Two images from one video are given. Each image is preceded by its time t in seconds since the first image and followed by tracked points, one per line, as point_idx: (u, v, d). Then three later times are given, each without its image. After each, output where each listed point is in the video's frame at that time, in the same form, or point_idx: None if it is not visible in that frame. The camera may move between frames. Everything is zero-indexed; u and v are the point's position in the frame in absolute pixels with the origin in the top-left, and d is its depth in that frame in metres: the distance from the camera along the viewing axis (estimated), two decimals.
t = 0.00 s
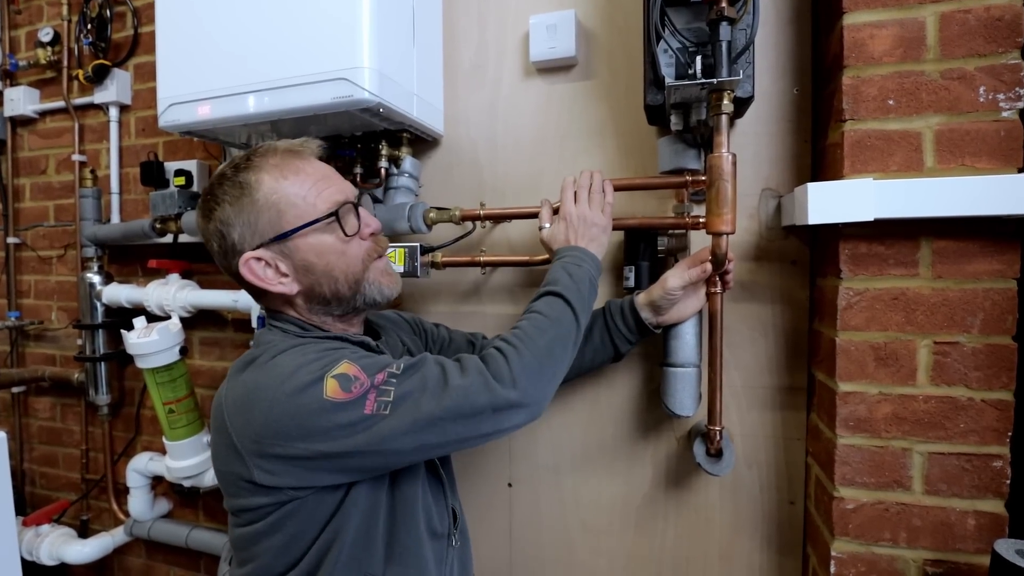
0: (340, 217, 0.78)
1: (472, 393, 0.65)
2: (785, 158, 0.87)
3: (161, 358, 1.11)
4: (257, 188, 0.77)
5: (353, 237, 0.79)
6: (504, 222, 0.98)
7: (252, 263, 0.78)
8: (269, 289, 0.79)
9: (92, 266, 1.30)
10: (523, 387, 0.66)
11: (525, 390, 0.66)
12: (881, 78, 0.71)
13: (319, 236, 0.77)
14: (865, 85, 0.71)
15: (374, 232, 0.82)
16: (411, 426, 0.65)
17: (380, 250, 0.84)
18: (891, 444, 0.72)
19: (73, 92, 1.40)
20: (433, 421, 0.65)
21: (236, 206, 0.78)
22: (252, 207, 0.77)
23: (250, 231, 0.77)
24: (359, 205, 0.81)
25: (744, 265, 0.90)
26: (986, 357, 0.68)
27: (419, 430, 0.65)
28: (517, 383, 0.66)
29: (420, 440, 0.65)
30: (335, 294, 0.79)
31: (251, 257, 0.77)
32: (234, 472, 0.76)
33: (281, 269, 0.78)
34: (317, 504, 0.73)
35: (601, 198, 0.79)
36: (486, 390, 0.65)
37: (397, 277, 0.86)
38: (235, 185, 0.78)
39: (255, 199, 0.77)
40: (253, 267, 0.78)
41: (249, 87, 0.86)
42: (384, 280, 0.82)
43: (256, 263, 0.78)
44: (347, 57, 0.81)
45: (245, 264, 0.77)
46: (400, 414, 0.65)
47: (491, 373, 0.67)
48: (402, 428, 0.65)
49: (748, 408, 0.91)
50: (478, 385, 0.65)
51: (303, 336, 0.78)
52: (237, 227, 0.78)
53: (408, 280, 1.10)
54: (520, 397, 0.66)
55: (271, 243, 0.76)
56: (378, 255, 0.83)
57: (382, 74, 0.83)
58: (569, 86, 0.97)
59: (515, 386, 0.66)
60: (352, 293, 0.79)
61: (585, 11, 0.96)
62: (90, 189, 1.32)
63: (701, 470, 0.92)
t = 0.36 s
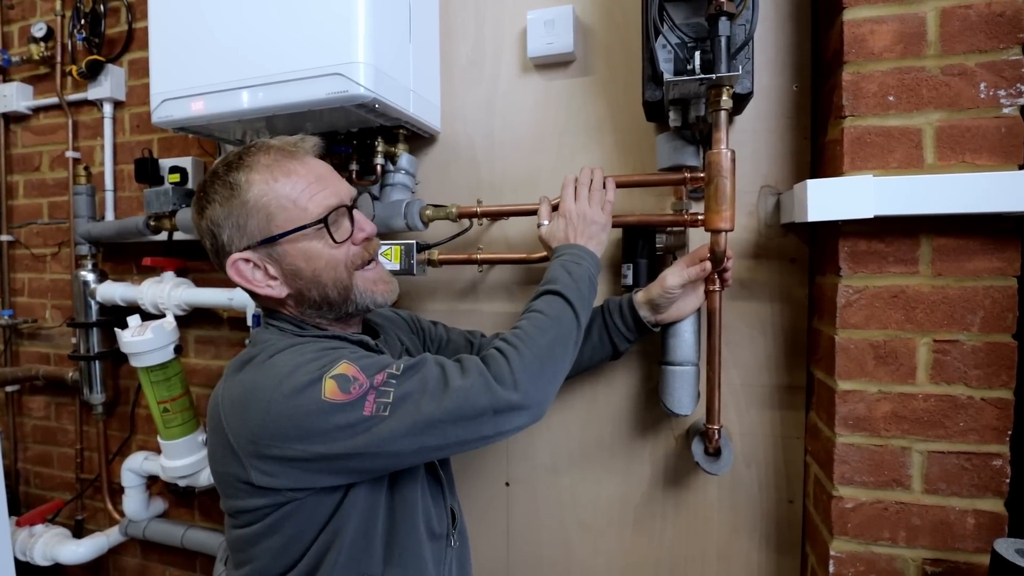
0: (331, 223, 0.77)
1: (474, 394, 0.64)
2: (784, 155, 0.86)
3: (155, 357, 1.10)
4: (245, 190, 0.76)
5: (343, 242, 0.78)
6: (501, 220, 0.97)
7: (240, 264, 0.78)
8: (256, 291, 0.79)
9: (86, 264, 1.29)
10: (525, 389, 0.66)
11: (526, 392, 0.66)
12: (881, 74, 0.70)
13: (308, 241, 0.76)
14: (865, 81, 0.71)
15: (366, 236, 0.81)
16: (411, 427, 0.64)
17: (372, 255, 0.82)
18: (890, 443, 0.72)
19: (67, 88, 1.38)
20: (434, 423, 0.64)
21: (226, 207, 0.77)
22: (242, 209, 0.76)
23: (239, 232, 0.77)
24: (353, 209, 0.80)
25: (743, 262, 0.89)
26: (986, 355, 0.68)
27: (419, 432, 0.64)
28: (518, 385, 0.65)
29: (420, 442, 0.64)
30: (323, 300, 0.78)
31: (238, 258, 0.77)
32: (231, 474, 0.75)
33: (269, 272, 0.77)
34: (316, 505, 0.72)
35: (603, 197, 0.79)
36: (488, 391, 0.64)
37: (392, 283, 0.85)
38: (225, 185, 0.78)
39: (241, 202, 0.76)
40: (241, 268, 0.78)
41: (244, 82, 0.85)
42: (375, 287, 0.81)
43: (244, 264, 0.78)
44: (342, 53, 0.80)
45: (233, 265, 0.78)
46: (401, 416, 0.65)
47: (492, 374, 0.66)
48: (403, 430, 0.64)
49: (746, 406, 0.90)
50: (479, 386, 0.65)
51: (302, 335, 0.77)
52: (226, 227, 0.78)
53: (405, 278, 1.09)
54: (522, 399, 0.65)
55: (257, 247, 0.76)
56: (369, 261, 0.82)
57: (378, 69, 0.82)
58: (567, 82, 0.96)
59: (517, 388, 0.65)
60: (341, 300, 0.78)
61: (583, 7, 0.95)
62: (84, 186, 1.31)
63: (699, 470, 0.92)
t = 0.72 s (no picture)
0: (340, 207, 0.78)
1: (468, 394, 0.63)
2: (781, 152, 0.86)
3: (144, 356, 1.08)
4: (257, 173, 0.73)
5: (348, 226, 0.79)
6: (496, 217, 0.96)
7: (252, 254, 0.74)
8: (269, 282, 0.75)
9: (75, 262, 1.27)
10: (521, 389, 0.65)
11: (522, 391, 0.65)
12: (879, 70, 0.69)
13: (324, 224, 0.76)
14: (863, 76, 0.70)
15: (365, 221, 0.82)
16: (405, 429, 0.63)
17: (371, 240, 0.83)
18: (887, 443, 0.71)
19: (57, 83, 1.37)
20: (428, 424, 0.63)
21: (232, 193, 0.73)
22: (254, 194, 0.73)
23: (248, 220, 0.73)
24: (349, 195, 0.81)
25: (740, 260, 0.89)
26: (984, 354, 0.67)
27: (414, 433, 0.63)
28: (513, 385, 0.64)
29: (414, 443, 0.63)
30: (337, 286, 0.77)
31: (251, 248, 0.73)
32: (220, 478, 0.73)
33: (284, 260, 0.75)
34: (307, 508, 0.71)
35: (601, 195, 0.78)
36: (483, 391, 0.64)
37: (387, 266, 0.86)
38: (230, 173, 0.74)
39: (256, 185, 0.73)
40: (253, 258, 0.74)
41: (233, 76, 0.84)
42: (380, 268, 0.82)
43: (256, 255, 0.74)
44: (334, 47, 0.79)
45: (247, 255, 0.73)
46: (394, 417, 0.63)
47: (487, 374, 0.65)
48: (396, 432, 0.63)
49: (742, 405, 0.90)
50: (474, 386, 0.64)
51: (290, 334, 0.75)
52: (234, 217, 0.74)
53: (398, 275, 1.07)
54: (517, 399, 0.65)
55: (274, 232, 0.73)
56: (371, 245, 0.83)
57: (370, 64, 0.81)
58: (562, 78, 0.95)
59: (512, 387, 0.64)
60: (354, 283, 0.78)
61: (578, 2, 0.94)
62: (72, 182, 1.29)
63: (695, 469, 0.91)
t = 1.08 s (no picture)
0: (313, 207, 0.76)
1: (439, 427, 0.60)
2: (781, 149, 0.84)
3: (138, 355, 1.07)
4: (225, 165, 0.72)
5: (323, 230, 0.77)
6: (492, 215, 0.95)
7: (213, 250, 0.72)
8: (231, 280, 0.73)
9: (69, 261, 1.26)
10: (494, 421, 0.61)
11: (496, 423, 0.61)
12: (882, 65, 0.68)
13: (290, 226, 0.74)
14: (866, 71, 0.69)
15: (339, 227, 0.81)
16: (368, 461, 0.60)
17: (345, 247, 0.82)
18: (889, 444, 0.70)
19: (50, 80, 1.35)
20: (393, 457, 0.60)
21: (198, 184, 0.72)
22: (218, 186, 0.71)
23: (213, 212, 0.72)
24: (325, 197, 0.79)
25: (740, 259, 0.87)
26: (988, 354, 0.66)
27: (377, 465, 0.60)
28: (487, 417, 0.61)
29: (379, 475, 0.61)
30: (303, 290, 0.75)
31: (212, 243, 0.71)
32: (186, 495, 0.71)
33: (246, 258, 0.73)
34: (281, 522, 0.69)
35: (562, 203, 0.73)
36: (455, 422, 0.60)
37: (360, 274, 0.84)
38: (197, 164, 0.72)
39: (222, 176, 0.72)
40: (214, 254, 0.72)
41: (226, 72, 0.83)
42: (350, 275, 0.80)
43: (218, 250, 0.72)
44: (327, 42, 0.77)
45: (206, 250, 0.71)
46: (358, 448, 0.60)
47: (458, 402, 0.61)
48: (360, 464, 0.60)
49: (742, 406, 0.89)
50: (446, 418, 0.60)
51: (254, 347, 0.72)
52: (197, 209, 0.72)
53: (393, 274, 1.06)
54: (490, 432, 0.61)
55: (238, 227, 0.72)
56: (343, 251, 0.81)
57: (364, 59, 0.80)
58: (559, 74, 0.94)
59: (485, 419, 0.61)
60: (322, 289, 0.76)
61: None
62: (66, 180, 1.28)
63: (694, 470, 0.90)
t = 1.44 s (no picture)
0: (288, 224, 0.73)
1: (409, 489, 0.60)
2: (784, 140, 0.83)
3: (134, 349, 1.06)
4: (185, 180, 0.70)
5: (302, 240, 0.75)
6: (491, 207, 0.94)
7: (176, 265, 0.73)
8: (195, 295, 0.74)
9: (63, 254, 1.25)
10: (463, 487, 0.63)
11: (465, 490, 0.63)
12: (889, 53, 0.67)
13: (259, 245, 0.72)
14: (871, 60, 0.67)
15: (321, 236, 0.78)
16: (334, 508, 0.60)
17: (329, 254, 0.80)
18: (892, 439, 0.69)
19: (43, 71, 1.33)
20: (360, 509, 0.60)
21: (160, 196, 0.71)
22: (179, 201, 0.70)
23: (176, 226, 0.71)
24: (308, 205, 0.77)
25: (741, 252, 0.86)
26: (994, 348, 0.65)
27: (338, 515, 0.60)
28: (459, 484, 0.62)
29: (343, 524, 0.60)
30: (274, 304, 0.74)
31: (174, 260, 0.72)
32: (151, 499, 0.70)
33: (211, 274, 0.73)
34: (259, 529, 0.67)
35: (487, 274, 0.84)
36: (426, 485, 0.60)
37: (345, 281, 0.82)
38: (159, 173, 0.70)
39: (182, 192, 0.70)
40: (177, 271, 0.73)
41: (219, 61, 0.81)
42: (332, 285, 0.78)
43: (181, 265, 0.73)
44: (322, 30, 0.76)
45: (168, 266, 0.72)
46: (324, 493, 0.60)
47: (431, 464, 0.62)
48: (325, 509, 0.60)
49: (743, 400, 0.88)
50: (417, 481, 0.60)
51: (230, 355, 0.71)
52: (159, 221, 0.72)
53: (390, 267, 1.05)
54: (459, 498, 0.62)
55: (199, 246, 0.71)
56: (326, 260, 0.79)
57: (360, 48, 0.78)
58: (558, 64, 0.92)
59: (457, 486, 0.62)
60: (292, 305, 0.75)
61: None
62: (60, 172, 1.26)
63: (694, 466, 0.89)
